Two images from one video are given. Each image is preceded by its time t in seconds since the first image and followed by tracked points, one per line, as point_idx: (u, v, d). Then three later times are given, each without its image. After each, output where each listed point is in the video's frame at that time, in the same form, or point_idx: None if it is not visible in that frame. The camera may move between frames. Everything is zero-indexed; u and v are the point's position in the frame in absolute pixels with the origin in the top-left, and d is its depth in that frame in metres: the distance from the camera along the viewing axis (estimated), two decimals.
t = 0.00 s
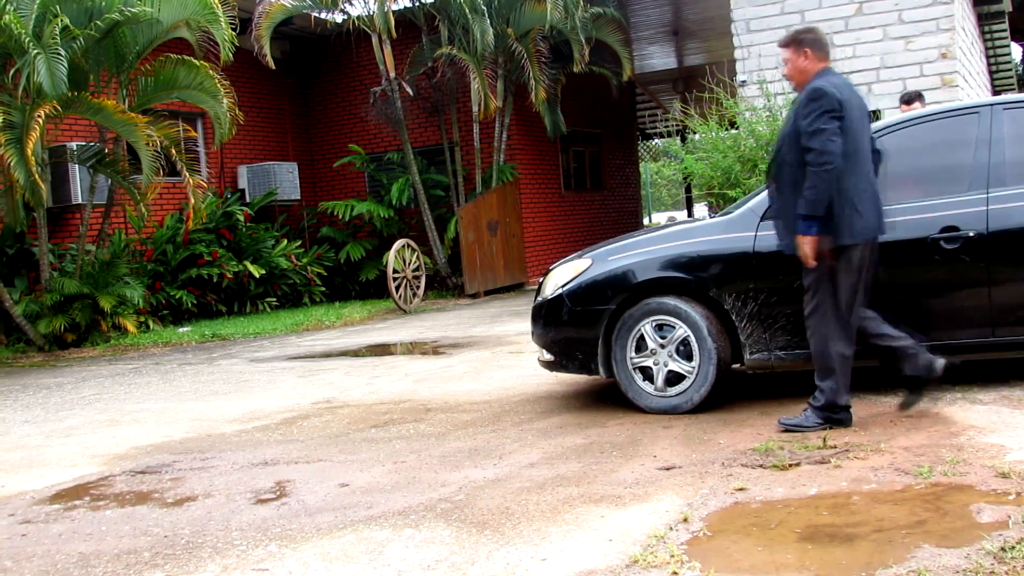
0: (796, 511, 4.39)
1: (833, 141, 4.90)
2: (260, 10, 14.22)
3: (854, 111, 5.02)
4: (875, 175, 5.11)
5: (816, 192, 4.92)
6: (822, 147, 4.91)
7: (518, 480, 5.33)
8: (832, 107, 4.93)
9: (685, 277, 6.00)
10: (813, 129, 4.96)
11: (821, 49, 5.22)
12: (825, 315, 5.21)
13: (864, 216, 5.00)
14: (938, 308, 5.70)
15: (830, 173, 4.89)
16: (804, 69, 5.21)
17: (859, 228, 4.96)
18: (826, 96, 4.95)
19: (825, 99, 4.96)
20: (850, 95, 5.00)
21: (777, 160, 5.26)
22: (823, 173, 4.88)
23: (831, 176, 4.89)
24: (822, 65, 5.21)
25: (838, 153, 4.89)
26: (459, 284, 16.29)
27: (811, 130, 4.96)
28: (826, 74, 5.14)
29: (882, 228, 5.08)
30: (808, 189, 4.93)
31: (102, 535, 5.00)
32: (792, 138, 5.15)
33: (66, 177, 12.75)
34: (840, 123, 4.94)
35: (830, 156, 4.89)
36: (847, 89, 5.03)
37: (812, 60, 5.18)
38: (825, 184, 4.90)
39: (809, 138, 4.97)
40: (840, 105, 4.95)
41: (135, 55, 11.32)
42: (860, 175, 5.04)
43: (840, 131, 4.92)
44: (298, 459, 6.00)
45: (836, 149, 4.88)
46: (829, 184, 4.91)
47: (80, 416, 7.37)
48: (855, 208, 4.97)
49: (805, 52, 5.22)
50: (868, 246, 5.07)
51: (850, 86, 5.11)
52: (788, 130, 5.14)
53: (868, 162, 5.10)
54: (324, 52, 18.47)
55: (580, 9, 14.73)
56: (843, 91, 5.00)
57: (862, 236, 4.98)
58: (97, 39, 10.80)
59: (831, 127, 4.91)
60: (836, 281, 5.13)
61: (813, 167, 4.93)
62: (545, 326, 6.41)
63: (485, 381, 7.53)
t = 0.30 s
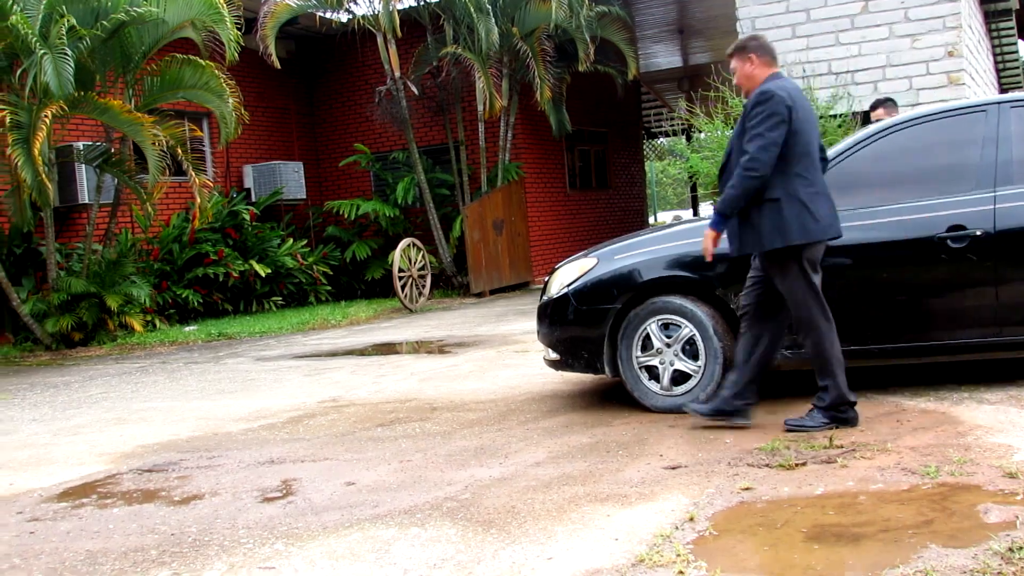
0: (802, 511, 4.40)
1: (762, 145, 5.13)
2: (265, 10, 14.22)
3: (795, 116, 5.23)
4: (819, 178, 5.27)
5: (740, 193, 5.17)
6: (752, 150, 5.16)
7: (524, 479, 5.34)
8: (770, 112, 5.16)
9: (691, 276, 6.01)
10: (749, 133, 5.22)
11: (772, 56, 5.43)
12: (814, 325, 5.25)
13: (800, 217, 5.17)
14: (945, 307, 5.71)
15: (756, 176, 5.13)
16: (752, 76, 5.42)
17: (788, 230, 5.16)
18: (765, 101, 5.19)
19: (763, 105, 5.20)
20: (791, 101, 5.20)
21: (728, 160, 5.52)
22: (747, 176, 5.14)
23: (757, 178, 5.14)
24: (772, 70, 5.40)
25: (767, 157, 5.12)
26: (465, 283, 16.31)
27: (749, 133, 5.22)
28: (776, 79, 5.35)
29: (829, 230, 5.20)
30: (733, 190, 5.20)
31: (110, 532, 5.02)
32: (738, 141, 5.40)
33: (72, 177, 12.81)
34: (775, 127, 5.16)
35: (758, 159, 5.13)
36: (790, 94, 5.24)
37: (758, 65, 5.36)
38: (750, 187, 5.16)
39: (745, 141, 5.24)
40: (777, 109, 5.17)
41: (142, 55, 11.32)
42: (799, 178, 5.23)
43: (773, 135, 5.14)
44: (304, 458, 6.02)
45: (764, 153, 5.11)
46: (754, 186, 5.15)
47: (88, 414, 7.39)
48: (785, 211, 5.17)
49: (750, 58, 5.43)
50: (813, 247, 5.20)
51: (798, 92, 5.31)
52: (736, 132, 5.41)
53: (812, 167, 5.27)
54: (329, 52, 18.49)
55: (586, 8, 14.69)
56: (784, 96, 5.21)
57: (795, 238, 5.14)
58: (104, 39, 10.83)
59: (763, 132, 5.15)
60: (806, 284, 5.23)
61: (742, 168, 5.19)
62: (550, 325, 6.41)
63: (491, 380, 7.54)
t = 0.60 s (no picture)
0: (829, 510, 4.40)
1: (719, 155, 5.23)
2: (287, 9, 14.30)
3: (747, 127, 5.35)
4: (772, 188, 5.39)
5: (701, 203, 5.26)
6: (710, 160, 5.25)
7: (549, 475, 5.36)
8: (725, 121, 5.26)
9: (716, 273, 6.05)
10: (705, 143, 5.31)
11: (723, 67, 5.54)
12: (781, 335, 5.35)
13: (755, 227, 5.29)
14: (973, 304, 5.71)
15: (717, 185, 5.22)
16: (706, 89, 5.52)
17: (746, 239, 5.26)
18: (721, 110, 5.28)
19: (717, 115, 5.30)
20: (744, 111, 5.32)
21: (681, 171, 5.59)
22: (708, 186, 5.22)
23: (717, 187, 5.23)
24: (723, 80, 5.52)
25: (725, 167, 5.21)
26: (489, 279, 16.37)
27: (706, 143, 5.30)
28: (728, 91, 5.47)
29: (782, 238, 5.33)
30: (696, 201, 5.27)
31: (139, 527, 5.08)
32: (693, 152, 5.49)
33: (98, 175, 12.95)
34: (730, 137, 5.26)
35: (716, 169, 5.22)
36: (742, 104, 5.35)
37: (707, 78, 5.46)
38: (712, 196, 5.24)
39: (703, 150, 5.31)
40: (731, 120, 5.28)
41: (166, 55, 11.33)
42: (753, 188, 5.35)
43: (729, 145, 5.24)
44: (330, 454, 6.06)
45: (722, 162, 5.20)
46: (714, 196, 5.23)
47: (115, 410, 7.47)
48: (741, 220, 5.28)
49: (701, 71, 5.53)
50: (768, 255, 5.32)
51: (749, 103, 5.43)
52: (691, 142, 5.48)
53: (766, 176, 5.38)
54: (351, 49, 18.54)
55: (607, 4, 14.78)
56: (737, 106, 5.32)
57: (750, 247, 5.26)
58: (128, 39, 10.90)
59: (719, 142, 5.25)
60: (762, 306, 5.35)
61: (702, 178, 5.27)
62: (576, 322, 6.41)
63: (515, 377, 7.57)
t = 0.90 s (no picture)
0: (900, 506, 4.33)
1: (731, 146, 5.31)
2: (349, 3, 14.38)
3: (748, 119, 5.47)
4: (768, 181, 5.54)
5: (718, 193, 5.31)
6: (722, 151, 5.32)
7: (613, 469, 5.34)
8: (733, 112, 5.37)
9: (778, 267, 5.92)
10: (713, 133, 5.37)
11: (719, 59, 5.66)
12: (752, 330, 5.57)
13: (757, 219, 5.43)
14: None
15: (735, 175, 5.29)
16: (705, 80, 5.63)
17: (751, 231, 5.39)
18: (729, 102, 5.38)
19: (724, 107, 5.38)
20: (746, 102, 5.45)
21: (681, 165, 5.62)
22: (725, 176, 5.28)
23: (731, 178, 5.31)
24: (720, 72, 5.63)
25: (738, 158, 5.30)
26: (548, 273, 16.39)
27: (718, 133, 5.36)
28: (727, 82, 5.58)
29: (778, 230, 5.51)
30: (716, 191, 5.30)
31: (208, 517, 5.14)
32: (694, 142, 5.56)
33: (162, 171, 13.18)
34: (738, 128, 5.37)
35: (730, 160, 5.30)
36: (743, 96, 5.48)
37: (705, 70, 5.58)
38: (731, 185, 5.30)
39: (714, 142, 5.37)
40: (737, 112, 5.38)
41: (234, 51, 11.41)
42: (755, 181, 5.47)
43: (738, 137, 5.34)
44: (394, 446, 6.09)
45: (735, 153, 5.29)
46: (731, 187, 5.30)
47: (182, 402, 7.59)
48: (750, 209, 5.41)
49: (698, 62, 5.63)
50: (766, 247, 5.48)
51: (748, 95, 5.56)
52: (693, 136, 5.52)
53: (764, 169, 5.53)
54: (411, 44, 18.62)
55: None
56: (740, 99, 5.44)
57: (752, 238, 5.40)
58: (195, 34, 11.03)
59: (730, 133, 5.34)
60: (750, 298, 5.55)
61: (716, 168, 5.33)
62: (639, 316, 6.36)
63: (577, 371, 7.55)
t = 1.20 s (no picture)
0: (960, 501, 4.25)
1: (725, 160, 5.28)
2: None
3: (738, 127, 5.42)
4: (765, 187, 5.52)
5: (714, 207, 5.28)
6: (715, 164, 5.28)
7: (670, 462, 5.30)
8: (722, 123, 5.32)
9: (841, 259, 5.89)
10: (705, 146, 5.32)
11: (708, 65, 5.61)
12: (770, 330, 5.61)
13: (755, 227, 5.41)
14: None
15: (729, 188, 5.26)
16: (694, 89, 5.58)
17: (751, 239, 5.37)
18: (717, 113, 5.33)
19: (716, 119, 5.33)
20: (734, 111, 5.40)
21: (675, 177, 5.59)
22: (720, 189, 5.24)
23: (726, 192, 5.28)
24: (710, 80, 5.58)
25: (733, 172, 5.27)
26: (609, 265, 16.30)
27: (709, 146, 5.31)
28: (716, 90, 5.53)
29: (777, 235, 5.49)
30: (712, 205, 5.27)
31: (268, 507, 5.20)
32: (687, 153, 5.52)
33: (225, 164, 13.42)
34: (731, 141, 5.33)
35: (723, 173, 5.27)
36: (730, 104, 5.43)
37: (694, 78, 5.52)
38: (727, 198, 5.27)
39: (706, 155, 5.33)
40: (728, 123, 5.34)
41: (291, 47, 11.59)
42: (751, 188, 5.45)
43: (731, 149, 5.31)
44: (452, 438, 6.11)
45: (731, 168, 5.25)
46: (726, 199, 5.26)
47: (244, 393, 7.69)
48: (748, 218, 5.39)
49: (687, 71, 5.58)
50: (766, 254, 5.46)
51: (737, 103, 5.51)
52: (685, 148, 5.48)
53: (758, 175, 5.50)
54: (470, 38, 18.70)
55: None
56: (728, 108, 5.39)
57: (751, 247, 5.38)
58: (254, 30, 11.29)
59: (723, 146, 5.30)
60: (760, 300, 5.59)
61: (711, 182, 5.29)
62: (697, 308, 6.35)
63: (635, 363, 7.52)
